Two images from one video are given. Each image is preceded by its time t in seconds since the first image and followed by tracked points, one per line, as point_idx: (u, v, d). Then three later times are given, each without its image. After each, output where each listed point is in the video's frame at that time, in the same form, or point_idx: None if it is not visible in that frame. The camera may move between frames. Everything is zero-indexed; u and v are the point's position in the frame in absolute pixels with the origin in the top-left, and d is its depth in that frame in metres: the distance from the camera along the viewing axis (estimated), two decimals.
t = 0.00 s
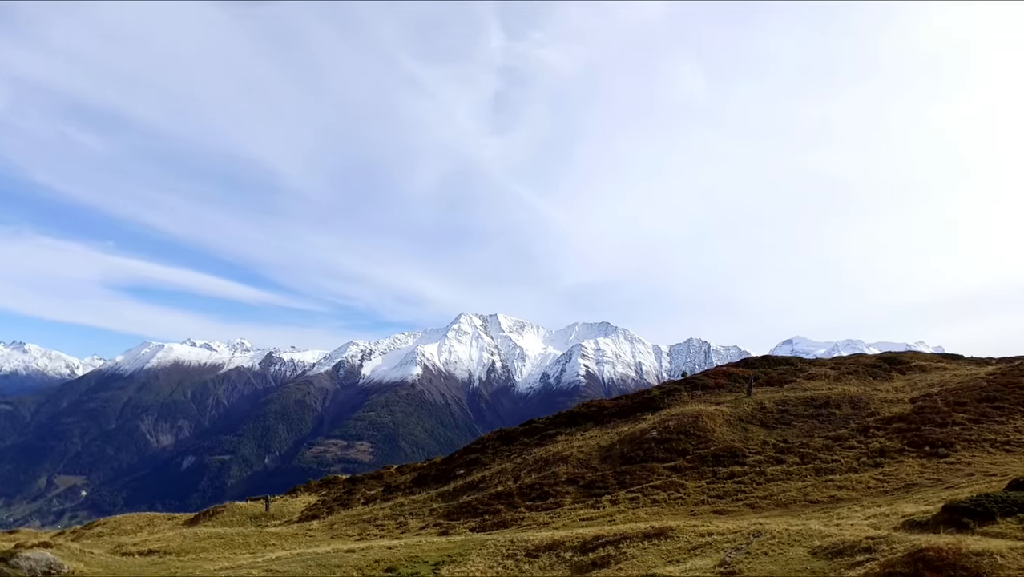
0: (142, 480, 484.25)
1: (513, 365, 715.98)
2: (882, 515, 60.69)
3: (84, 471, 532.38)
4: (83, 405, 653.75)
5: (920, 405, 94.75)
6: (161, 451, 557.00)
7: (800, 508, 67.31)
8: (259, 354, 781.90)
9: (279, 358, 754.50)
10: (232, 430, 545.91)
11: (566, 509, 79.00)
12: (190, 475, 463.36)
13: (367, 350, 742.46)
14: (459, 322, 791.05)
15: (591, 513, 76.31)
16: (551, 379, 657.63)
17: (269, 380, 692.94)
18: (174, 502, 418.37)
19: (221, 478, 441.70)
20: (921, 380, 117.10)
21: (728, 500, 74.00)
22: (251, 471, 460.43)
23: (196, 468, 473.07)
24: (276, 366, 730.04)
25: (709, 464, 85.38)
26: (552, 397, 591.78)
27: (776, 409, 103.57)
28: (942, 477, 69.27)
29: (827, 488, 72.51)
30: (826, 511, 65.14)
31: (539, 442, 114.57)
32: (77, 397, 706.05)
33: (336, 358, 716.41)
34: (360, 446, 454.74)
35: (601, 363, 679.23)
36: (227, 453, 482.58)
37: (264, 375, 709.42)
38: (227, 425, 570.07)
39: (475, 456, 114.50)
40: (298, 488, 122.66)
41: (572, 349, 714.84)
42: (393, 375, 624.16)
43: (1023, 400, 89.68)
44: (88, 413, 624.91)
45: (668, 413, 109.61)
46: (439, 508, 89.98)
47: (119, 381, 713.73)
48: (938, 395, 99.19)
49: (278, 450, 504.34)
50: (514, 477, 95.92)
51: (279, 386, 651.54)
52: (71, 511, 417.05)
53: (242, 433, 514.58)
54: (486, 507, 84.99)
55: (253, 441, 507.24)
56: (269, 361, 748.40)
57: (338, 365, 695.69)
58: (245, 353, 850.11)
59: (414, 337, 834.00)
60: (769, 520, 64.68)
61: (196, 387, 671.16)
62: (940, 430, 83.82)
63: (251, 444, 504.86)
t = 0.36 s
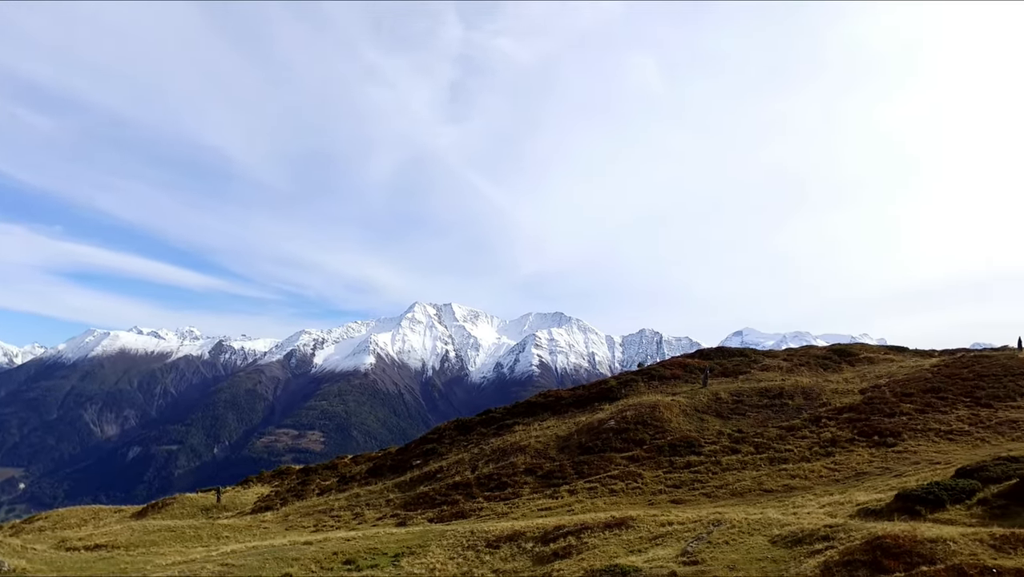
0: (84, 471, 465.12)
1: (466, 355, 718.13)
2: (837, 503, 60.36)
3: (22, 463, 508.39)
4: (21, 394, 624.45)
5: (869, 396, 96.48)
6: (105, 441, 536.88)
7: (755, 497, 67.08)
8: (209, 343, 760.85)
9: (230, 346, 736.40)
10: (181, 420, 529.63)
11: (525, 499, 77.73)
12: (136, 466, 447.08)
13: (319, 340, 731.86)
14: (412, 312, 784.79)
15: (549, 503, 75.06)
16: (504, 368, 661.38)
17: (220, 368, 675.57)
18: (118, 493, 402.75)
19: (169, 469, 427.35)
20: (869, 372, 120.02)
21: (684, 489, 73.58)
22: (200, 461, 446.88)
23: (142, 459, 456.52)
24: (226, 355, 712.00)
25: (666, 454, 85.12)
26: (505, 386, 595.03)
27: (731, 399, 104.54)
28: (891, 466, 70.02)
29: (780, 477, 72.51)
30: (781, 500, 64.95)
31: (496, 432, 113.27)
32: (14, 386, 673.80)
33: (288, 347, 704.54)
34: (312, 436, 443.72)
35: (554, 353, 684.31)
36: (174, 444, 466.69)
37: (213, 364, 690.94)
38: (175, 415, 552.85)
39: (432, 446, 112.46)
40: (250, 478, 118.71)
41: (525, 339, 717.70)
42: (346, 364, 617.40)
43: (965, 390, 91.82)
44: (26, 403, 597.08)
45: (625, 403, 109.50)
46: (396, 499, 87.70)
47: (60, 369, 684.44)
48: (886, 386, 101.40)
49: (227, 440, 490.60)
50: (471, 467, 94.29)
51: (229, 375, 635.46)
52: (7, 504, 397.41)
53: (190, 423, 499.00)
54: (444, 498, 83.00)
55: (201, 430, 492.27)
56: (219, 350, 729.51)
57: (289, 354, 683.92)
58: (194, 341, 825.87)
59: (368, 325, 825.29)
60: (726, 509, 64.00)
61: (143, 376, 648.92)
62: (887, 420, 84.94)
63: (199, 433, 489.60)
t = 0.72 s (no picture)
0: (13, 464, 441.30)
1: (415, 345, 714.39)
2: (788, 492, 60.50)
3: None
4: None
5: (815, 387, 98.55)
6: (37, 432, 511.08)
7: (705, 486, 67.27)
8: (150, 332, 732.84)
9: (173, 335, 710.99)
10: (120, 410, 508.53)
11: (478, 490, 76.29)
12: (71, 459, 427.05)
13: (265, 328, 715.02)
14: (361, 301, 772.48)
15: (503, 493, 73.83)
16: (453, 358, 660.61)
17: (161, 357, 651.30)
18: (52, 485, 383.74)
19: (107, 460, 409.49)
20: (814, 363, 122.95)
21: (636, 479, 73.35)
22: (140, 452, 429.72)
23: (78, 451, 436.17)
24: (168, 343, 687.03)
25: (618, 444, 84.93)
26: (453, 375, 594.52)
27: (682, 390, 105.43)
28: (836, 454, 71.29)
29: (730, 466, 72.85)
30: (732, 489, 65.22)
31: (448, 421, 111.59)
32: None
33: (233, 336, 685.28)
34: (258, 425, 432.62)
35: (502, 343, 685.08)
36: (113, 434, 447.37)
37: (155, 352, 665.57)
38: (113, 405, 530.16)
39: (383, 437, 109.86)
40: (194, 470, 113.71)
41: (474, 329, 716.30)
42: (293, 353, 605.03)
43: (905, 380, 94.55)
44: None
45: (576, 393, 109.42)
46: (347, 489, 85.11)
47: None
48: (831, 377, 103.80)
49: (169, 430, 473.29)
50: (424, 457, 92.29)
51: (172, 364, 613.38)
52: None
53: (131, 413, 479.77)
54: (396, 489, 80.75)
55: (142, 420, 473.83)
56: (161, 339, 703.17)
57: (235, 343, 665.68)
58: (134, 329, 793.55)
59: (316, 314, 809.63)
60: (679, 498, 63.78)
61: (80, 365, 620.38)
62: (833, 410, 86.61)
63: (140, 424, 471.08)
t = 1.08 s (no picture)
0: None
1: (367, 335, 708.77)
2: (744, 482, 60.07)
3: None
4: None
5: (768, 378, 99.92)
6: None
7: (662, 476, 67.00)
8: (93, 321, 702.23)
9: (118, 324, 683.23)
10: (60, 401, 486.14)
11: (435, 481, 74.51)
12: (7, 452, 405.99)
13: (214, 317, 694.46)
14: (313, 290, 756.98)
15: (460, 485, 72.25)
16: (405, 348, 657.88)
17: (105, 347, 625.45)
18: None
19: (46, 453, 390.56)
20: (766, 355, 125.07)
21: (594, 470, 72.68)
22: (82, 444, 410.96)
23: (16, 444, 415.19)
24: (112, 332, 660.28)
25: (575, 435, 84.20)
26: (406, 366, 590.71)
27: (638, 381, 105.69)
28: (789, 445, 72.06)
29: (687, 456, 72.85)
30: (689, 479, 64.96)
31: (405, 412, 109.46)
32: None
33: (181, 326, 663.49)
34: (206, 415, 418.83)
35: (455, 334, 682.60)
36: (54, 426, 427.70)
37: (99, 342, 638.92)
38: (53, 396, 506.34)
39: (338, 428, 106.85)
40: (141, 462, 108.53)
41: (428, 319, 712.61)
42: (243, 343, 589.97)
43: (855, 372, 96.52)
44: None
45: (534, 384, 108.63)
46: (302, 481, 82.25)
47: None
48: (783, 368, 105.49)
49: (114, 421, 454.81)
50: (380, 449, 89.99)
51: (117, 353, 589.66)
52: None
53: (73, 404, 459.48)
54: (352, 481, 78.30)
55: (85, 411, 454.40)
56: (105, 328, 675.37)
57: (182, 332, 644.47)
58: (75, 318, 759.08)
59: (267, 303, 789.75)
60: (637, 489, 63.20)
61: (16, 355, 590.44)
62: (786, 401, 87.74)
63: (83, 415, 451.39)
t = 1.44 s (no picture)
0: None
1: (316, 326, 696.46)
2: (699, 473, 59.49)
3: None
4: None
5: (719, 371, 100.81)
6: None
7: (616, 468, 66.32)
8: (25, 310, 665.04)
9: (54, 313, 649.81)
10: None
11: (388, 474, 72.15)
12: None
13: (158, 308, 667.59)
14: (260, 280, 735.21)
15: (414, 478, 70.05)
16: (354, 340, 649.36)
17: (39, 338, 593.95)
18: None
19: None
20: (716, 347, 126.56)
21: (548, 462, 71.51)
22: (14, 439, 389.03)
23: None
24: (48, 323, 627.75)
25: (529, 427, 82.87)
26: (356, 358, 581.98)
27: (591, 373, 105.29)
28: (740, 436, 72.42)
29: (640, 448, 72.45)
30: (643, 471, 64.38)
31: (356, 404, 106.32)
32: None
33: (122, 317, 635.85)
34: (149, 408, 402.01)
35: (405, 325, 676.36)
36: None
37: (32, 332, 606.34)
38: None
39: (288, 420, 102.89)
40: (80, 457, 102.07)
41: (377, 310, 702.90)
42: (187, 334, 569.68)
43: (802, 365, 98.12)
44: None
45: (487, 376, 107.02)
46: (251, 475, 78.53)
47: None
48: (733, 361, 106.72)
49: (49, 415, 432.59)
50: (331, 442, 86.87)
51: (52, 345, 560.74)
52: None
53: (4, 398, 435.00)
54: (302, 475, 75.10)
55: (18, 405, 430.86)
56: (40, 317, 641.46)
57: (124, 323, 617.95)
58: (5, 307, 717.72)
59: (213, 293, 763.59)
60: (592, 481, 62.25)
61: None
62: (736, 393, 88.46)
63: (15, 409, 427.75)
